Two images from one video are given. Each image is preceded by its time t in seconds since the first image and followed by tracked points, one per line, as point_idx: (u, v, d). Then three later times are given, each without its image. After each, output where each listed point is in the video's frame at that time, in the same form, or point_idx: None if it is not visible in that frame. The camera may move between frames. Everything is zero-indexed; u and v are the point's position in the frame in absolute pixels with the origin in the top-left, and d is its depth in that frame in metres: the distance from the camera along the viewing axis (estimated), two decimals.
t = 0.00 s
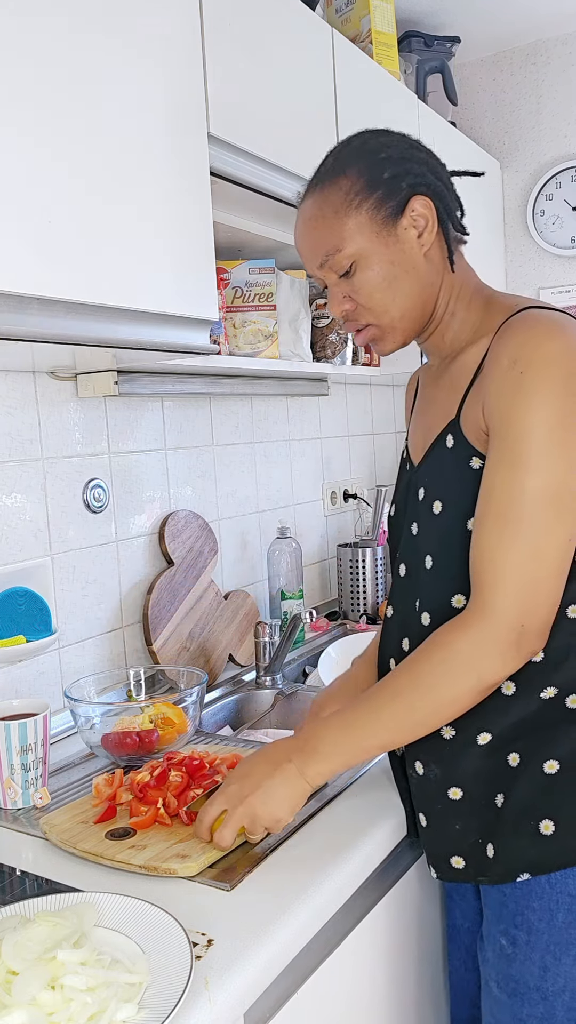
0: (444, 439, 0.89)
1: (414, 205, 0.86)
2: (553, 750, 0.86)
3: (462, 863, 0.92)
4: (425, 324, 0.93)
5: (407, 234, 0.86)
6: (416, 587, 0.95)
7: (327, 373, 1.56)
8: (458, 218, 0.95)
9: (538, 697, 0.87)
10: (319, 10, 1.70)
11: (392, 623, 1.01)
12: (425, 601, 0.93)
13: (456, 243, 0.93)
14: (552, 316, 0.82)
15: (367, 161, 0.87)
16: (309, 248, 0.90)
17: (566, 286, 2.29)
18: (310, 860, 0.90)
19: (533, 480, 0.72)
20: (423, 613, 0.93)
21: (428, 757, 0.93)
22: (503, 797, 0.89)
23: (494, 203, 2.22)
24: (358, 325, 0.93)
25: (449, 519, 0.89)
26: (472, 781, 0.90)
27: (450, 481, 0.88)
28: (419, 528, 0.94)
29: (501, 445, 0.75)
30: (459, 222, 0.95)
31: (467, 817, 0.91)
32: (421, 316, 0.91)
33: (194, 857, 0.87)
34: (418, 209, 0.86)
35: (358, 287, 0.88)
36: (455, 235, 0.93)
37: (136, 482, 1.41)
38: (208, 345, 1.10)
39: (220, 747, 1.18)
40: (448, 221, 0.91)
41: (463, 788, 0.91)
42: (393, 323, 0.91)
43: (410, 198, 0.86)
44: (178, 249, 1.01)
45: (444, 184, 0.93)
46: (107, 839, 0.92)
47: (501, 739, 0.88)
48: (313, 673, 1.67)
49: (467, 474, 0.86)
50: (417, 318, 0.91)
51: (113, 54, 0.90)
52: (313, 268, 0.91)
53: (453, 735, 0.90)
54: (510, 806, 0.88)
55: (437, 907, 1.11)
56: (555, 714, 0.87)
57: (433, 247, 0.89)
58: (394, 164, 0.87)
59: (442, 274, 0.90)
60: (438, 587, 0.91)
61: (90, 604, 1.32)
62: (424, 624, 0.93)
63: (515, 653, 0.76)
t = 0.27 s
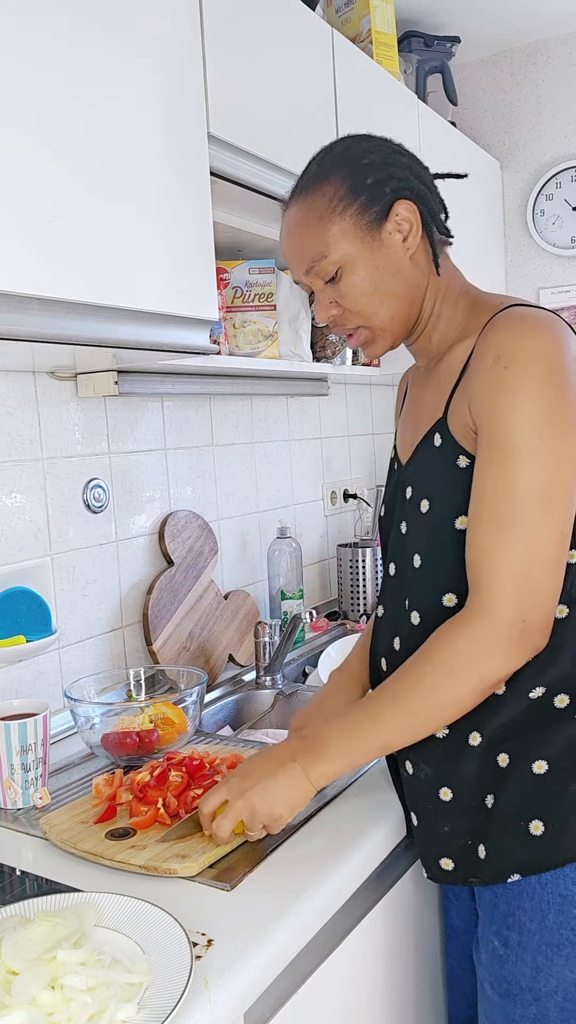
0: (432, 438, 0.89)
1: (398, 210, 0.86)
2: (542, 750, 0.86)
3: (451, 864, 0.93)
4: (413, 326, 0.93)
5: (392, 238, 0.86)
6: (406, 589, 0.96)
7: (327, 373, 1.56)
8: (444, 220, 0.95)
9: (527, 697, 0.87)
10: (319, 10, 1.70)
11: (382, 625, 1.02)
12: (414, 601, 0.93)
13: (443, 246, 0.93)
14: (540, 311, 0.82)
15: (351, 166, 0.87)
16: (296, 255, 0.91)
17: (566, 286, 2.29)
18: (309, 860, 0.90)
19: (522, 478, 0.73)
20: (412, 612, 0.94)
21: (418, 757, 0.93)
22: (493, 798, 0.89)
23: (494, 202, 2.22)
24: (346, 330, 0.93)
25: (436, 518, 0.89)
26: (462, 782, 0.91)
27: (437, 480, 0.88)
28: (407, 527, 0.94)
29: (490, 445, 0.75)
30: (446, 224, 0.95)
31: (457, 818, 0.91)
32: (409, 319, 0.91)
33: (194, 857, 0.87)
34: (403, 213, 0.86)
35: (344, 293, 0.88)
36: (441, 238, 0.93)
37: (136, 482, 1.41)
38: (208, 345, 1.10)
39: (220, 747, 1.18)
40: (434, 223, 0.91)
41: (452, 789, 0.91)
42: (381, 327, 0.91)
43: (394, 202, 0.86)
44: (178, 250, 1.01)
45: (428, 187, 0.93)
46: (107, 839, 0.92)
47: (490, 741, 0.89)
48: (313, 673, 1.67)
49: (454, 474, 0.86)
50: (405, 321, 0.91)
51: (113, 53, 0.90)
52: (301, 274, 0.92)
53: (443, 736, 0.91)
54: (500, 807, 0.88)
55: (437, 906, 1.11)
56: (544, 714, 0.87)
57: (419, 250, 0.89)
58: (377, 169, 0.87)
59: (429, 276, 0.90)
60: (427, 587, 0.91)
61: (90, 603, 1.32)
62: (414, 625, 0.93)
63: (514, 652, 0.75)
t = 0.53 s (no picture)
0: (430, 439, 0.89)
1: (393, 213, 0.86)
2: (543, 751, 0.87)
3: (452, 864, 0.92)
4: (409, 328, 0.93)
5: (388, 241, 0.87)
6: (405, 589, 0.96)
7: (327, 373, 1.56)
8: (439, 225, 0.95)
9: (526, 697, 0.86)
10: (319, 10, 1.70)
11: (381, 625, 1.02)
12: (414, 601, 0.93)
13: (440, 249, 0.93)
14: (539, 310, 0.82)
15: (346, 169, 0.87)
16: (293, 258, 0.90)
17: (566, 287, 2.29)
18: (309, 860, 0.90)
19: (525, 475, 0.73)
20: (412, 612, 0.94)
21: (418, 758, 0.93)
22: (494, 800, 0.89)
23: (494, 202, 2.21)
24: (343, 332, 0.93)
25: (436, 519, 0.89)
26: (463, 783, 0.90)
27: (436, 481, 0.88)
28: (407, 528, 0.94)
29: (492, 447, 0.75)
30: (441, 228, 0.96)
31: (459, 819, 0.91)
32: (405, 322, 0.91)
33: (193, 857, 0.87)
34: (398, 216, 0.86)
35: (341, 296, 0.88)
36: (437, 241, 0.93)
37: (136, 482, 1.42)
38: (208, 345, 1.10)
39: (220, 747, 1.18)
40: (430, 227, 0.92)
41: (454, 789, 0.91)
42: (377, 329, 0.91)
43: (389, 205, 0.87)
44: (178, 250, 1.01)
45: (424, 191, 0.93)
46: (107, 839, 0.92)
47: (491, 741, 0.88)
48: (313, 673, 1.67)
49: (452, 475, 0.86)
50: (402, 323, 0.91)
51: (112, 53, 0.90)
52: (297, 277, 0.92)
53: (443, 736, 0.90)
54: (501, 809, 0.88)
55: (436, 906, 1.11)
56: (544, 714, 0.87)
57: (415, 253, 0.89)
58: (373, 172, 0.88)
59: (425, 278, 0.90)
60: (425, 587, 0.91)
61: (90, 603, 1.32)
62: (413, 625, 0.94)
63: (523, 653, 0.75)
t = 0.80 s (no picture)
0: (426, 439, 0.89)
1: (393, 215, 0.86)
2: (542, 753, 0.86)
3: (452, 865, 0.92)
4: (409, 330, 0.93)
5: (387, 243, 0.87)
6: (403, 590, 0.96)
7: (327, 373, 1.56)
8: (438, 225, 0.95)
9: (524, 697, 0.87)
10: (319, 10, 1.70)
11: (379, 625, 1.02)
12: (412, 601, 0.93)
13: (438, 250, 0.93)
14: (533, 311, 0.82)
15: (345, 171, 0.87)
16: (292, 260, 0.90)
17: (566, 287, 2.29)
18: (309, 860, 0.90)
19: (516, 474, 0.73)
20: (410, 613, 0.94)
21: (420, 761, 0.93)
22: (493, 801, 0.89)
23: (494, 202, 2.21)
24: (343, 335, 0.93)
25: (433, 518, 0.89)
26: (461, 784, 0.90)
27: (431, 480, 0.88)
28: (405, 528, 0.94)
29: (482, 444, 0.75)
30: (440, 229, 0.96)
31: (457, 820, 0.91)
32: (405, 324, 0.91)
33: (194, 857, 0.87)
34: (397, 219, 0.86)
35: (341, 298, 0.88)
36: (436, 242, 0.93)
37: (136, 482, 1.42)
38: (208, 345, 1.10)
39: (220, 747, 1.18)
40: (429, 229, 0.92)
41: (452, 790, 0.91)
42: (377, 332, 0.91)
43: (389, 207, 0.86)
44: (178, 250, 1.00)
45: (423, 192, 0.93)
46: (107, 839, 0.92)
47: (489, 742, 0.88)
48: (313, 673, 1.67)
49: (447, 474, 0.86)
50: (402, 325, 0.91)
51: (112, 52, 0.90)
52: (296, 279, 0.92)
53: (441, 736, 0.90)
54: (499, 810, 0.88)
55: (436, 906, 1.11)
56: (542, 715, 0.87)
57: (414, 255, 0.89)
58: (372, 174, 0.88)
59: (424, 280, 0.90)
60: (422, 588, 0.91)
61: (90, 603, 1.32)
62: (411, 625, 0.94)
63: (507, 652, 0.75)
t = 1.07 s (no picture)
0: (420, 438, 0.89)
1: (391, 218, 0.86)
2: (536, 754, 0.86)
3: (444, 864, 0.92)
4: (407, 331, 0.93)
5: (385, 246, 0.87)
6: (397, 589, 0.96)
7: (327, 373, 1.56)
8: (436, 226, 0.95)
9: (517, 696, 0.87)
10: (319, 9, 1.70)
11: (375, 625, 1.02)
12: (404, 600, 0.93)
13: (437, 251, 0.93)
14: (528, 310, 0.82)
15: (343, 173, 0.87)
16: (290, 261, 0.90)
17: (566, 287, 2.29)
18: (309, 860, 0.90)
19: (510, 474, 0.72)
20: (403, 612, 0.93)
21: (411, 756, 0.93)
22: (487, 801, 0.88)
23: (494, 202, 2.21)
24: (341, 337, 0.93)
25: (426, 517, 0.89)
26: (455, 782, 0.90)
27: (426, 479, 0.88)
28: (399, 526, 0.94)
29: (476, 441, 0.75)
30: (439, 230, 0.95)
31: (451, 819, 0.91)
32: (403, 326, 0.91)
33: (194, 857, 0.87)
34: (396, 221, 0.86)
35: (339, 301, 0.88)
36: (435, 244, 0.93)
37: (136, 482, 1.41)
38: (208, 345, 1.10)
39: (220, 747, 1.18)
40: (427, 230, 0.92)
41: (446, 788, 0.91)
42: (375, 333, 0.91)
43: (387, 210, 0.86)
44: (178, 250, 1.00)
45: (421, 193, 0.93)
46: (107, 839, 0.92)
47: (482, 740, 0.88)
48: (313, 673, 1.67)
49: (442, 472, 0.86)
50: (400, 327, 0.91)
51: (112, 53, 0.90)
52: (295, 282, 0.92)
53: (434, 732, 0.90)
54: (494, 811, 0.88)
55: (436, 906, 1.11)
56: (537, 714, 0.87)
57: (412, 257, 0.89)
58: (371, 176, 0.88)
59: (422, 282, 0.90)
60: (415, 586, 0.91)
61: (89, 603, 1.32)
62: (403, 624, 0.93)
63: (497, 649, 0.75)
